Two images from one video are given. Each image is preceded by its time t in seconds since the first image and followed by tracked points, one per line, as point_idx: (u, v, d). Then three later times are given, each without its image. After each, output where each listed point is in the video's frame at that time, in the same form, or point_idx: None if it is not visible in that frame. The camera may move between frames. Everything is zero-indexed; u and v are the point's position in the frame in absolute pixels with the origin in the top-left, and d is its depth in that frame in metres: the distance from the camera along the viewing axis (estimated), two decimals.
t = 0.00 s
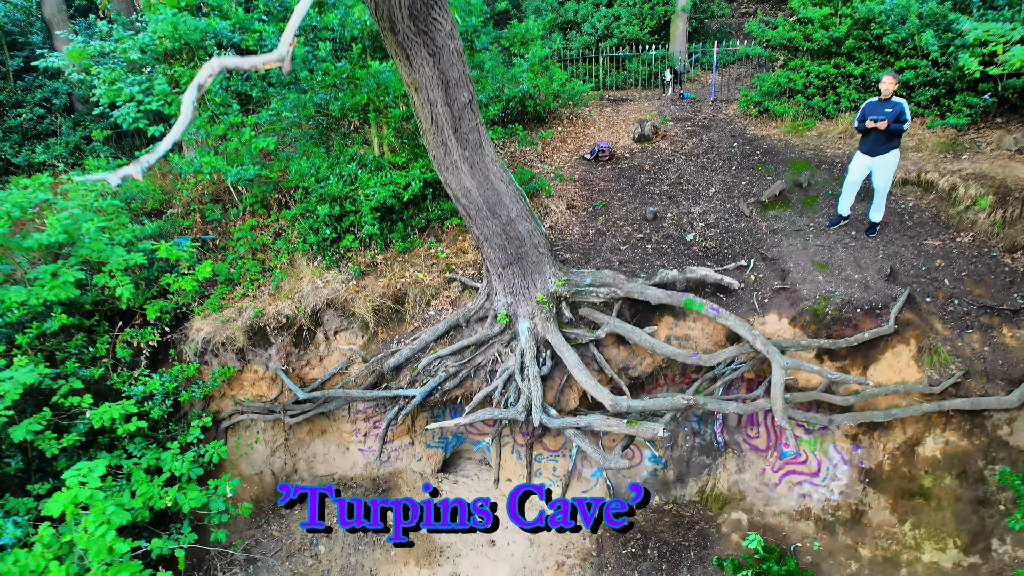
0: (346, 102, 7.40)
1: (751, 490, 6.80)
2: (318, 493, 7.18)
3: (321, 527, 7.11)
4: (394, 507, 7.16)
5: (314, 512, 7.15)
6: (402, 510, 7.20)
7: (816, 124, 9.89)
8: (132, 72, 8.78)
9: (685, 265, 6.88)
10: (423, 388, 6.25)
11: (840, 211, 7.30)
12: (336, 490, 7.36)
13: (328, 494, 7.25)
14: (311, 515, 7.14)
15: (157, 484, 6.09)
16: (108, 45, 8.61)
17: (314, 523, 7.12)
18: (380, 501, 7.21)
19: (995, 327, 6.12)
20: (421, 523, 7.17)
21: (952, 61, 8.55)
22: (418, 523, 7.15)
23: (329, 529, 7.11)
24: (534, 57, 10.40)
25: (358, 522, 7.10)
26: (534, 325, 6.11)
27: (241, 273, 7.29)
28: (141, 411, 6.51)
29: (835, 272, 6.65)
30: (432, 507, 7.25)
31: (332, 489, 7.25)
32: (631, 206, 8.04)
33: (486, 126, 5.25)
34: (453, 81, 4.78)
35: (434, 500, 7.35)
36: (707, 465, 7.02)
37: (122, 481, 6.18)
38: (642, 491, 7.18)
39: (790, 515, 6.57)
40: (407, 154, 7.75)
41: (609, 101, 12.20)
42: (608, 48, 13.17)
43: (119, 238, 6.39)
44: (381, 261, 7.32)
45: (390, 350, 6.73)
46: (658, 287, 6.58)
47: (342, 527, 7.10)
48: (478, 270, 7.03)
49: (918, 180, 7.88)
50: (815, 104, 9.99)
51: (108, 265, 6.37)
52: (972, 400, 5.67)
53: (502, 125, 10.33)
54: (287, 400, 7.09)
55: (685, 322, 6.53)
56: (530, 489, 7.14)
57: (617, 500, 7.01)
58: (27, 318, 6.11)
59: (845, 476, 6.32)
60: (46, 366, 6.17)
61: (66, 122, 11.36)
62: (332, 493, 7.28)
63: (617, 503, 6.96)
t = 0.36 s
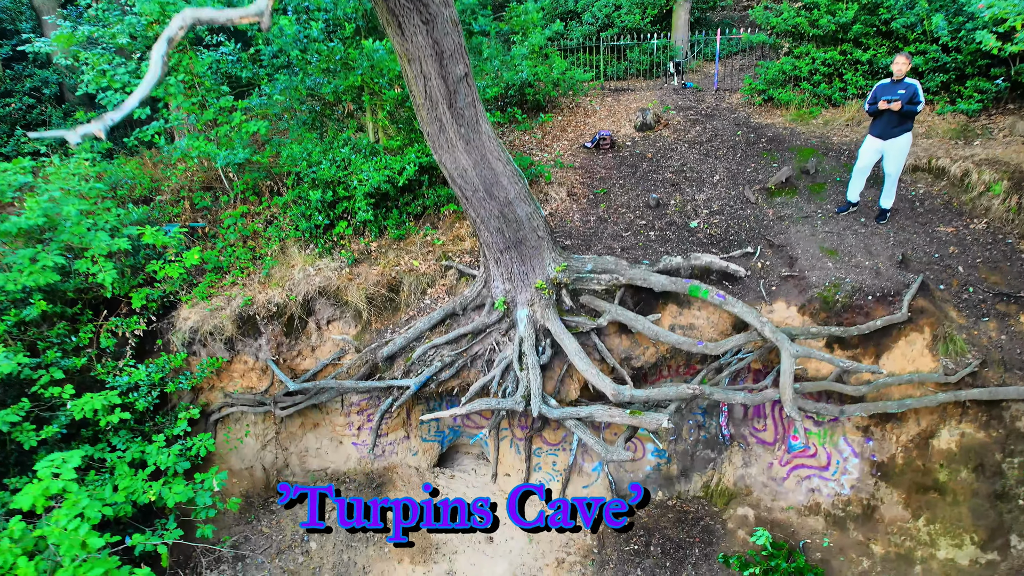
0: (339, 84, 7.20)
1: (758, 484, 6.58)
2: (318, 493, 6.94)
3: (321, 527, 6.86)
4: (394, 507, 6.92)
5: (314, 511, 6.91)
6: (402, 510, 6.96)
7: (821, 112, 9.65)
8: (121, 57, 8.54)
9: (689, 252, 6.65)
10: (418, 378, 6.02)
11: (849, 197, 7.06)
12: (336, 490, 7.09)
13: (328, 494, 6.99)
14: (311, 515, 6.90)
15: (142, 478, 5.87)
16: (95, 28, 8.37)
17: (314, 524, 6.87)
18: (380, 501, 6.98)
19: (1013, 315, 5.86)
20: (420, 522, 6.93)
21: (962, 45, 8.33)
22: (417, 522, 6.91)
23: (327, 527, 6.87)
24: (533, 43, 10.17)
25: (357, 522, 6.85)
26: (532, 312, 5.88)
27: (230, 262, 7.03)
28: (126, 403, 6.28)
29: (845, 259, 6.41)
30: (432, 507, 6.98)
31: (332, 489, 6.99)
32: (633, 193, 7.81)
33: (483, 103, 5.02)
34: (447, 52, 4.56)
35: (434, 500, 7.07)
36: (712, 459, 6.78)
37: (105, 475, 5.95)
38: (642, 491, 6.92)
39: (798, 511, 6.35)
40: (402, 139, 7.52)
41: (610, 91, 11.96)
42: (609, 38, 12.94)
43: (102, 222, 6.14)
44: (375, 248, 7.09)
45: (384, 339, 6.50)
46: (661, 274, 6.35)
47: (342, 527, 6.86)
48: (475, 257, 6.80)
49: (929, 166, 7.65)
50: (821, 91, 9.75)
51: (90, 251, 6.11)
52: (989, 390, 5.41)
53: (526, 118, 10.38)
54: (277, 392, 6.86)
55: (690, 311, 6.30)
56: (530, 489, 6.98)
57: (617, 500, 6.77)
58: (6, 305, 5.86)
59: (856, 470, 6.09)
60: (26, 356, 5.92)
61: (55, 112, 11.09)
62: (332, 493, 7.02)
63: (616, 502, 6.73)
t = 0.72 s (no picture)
0: (333, 66, 7.05)
1: (761, 474, 6.43)
2: (319, 493, 6.70)
3: (321, 528, 6.63)
4: (394, 507, 6.69)
5: (313, 511, 6.66)
6: (402, 510, 6.73)
7: (824, 100, 9.49)
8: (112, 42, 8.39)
9: (691, 236, 6.50)
10: (413, 364, 5.88)
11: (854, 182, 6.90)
12: (336, 489, 6.87)
13: (328, 495, 6.75)
14: (311, 514, 6.65)
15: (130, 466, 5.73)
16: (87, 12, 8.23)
17: (314, 523, 6.62)
18: (379, 500, 6.75)
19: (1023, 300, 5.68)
20: (421, 523, 6.70)
21: (969, 29, 8.17)
22: (418, 523, 6.69)
23: (327, 527, 6.63)
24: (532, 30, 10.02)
25: (356, 522, 6.62)
26: (530, 296, 5.72)
27: (222, 248, 6.88)
28: (114, 391, 6.12)
29: (850, 243, 6.26)
30: (432, 507, 6.71)
31: (332, 489, 6.75)
32: (634, 178, 7.68)
33: (478, 77, 4.88)
34: (441, 23, 4.43)
35: (434, 500, 6.80)
36: (714, 449, 6.64)
37: (92, 464, 5.79)
38: (642, 491, 6.72)
39: (803, 501, 6.20)
40: (398, 123, 7.38)
41: (610, 81, 11.82)
42: (609, 28, 12.79)
43: (89, 204, 5.97)
44: (370, 234, 6.94)
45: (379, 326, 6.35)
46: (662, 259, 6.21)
47: (342, 527, 6.62)
48: (472, 243, 6.66)
49: (935, 152, 7.51)
50: (824, 78, 9.58)
51: (76, 234, 5.94)
52: (1000, 375, 5.24)
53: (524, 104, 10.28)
54: (270, 379, 6.71)
55: (692, 296, 6.15)
56: (530, 490, 6.83)
57: (616, 499, 6.59)
58: None
59: (862, 459, 5.94)
60: (10, 342, 5.76)
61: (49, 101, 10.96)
62: (332, 493, 6.79)
63: (616, 502, 6.54)
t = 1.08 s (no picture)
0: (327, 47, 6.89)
1: (767, 464, 6.27)
2: (319, 493, 6.36)
3: (321, 528, 6.22)
4: (394, 506, 6.32)
5: (313, 511, 6.30)
6: (402, 510, 6.35)
7: (829, 87, 9.30)
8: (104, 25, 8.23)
9: (695, 220, 6.34)
10: (409, 349, 5.70)
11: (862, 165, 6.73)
12: (336, 489, 6.54)
13: (328, 494, 6.41)
14: (311, 514, 6.27)
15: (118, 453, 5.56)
16: None
17: (313, 523, 6.23)
18: (379, 500, 6.39)
19: None
20: (421, 523, 6.32)
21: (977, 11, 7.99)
22: (417, 523, 6.30)
23: (327, 527, 6.23)
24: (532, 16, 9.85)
25: (356, 522, 6.23)
26: (529, 279, 5.55)
27: (214, 233, 6.71)
28: (101, 377, 5.95)
29: (858, 226, 6.09)
30: (432, 507, 6.36)
31: (333, 489, 6.42)
32: (635, 163, 7.53)
33: (476, 49, 4.73)
34: None
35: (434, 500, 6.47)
36: (718, 438, 6.50)
37: (78, 453, 5.62)
38: (642, 491, 6.51)
39: (809, 491, 6.03)
40: (393, 107, 7.23)
41: (611, 70, 11.65)
42: (609, 17, 12.62)
43: (76, 184, 5.74)
44: (365, 218, 6.77)
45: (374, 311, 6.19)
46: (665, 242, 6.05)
47: (342, 526, 6.21)
48: (469, 227, 6.50)
49: (943, 136, 7.35)
50: (829, 64, 9.39)
51: (61, 216, 5.73)
52: (1015, 359, 5.07)
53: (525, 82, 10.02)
54: (262, 366, 6.54)
55: (695, 281, 6.02)
56: (530, 489, 6.63)
57: (616, 499, 6.42)
58: None
59: (871, 447, 5.77)
60: None
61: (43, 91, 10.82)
62: (332, 493, 6.45)
63: (616, 502, 6.38)
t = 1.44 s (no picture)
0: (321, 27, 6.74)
1: (771, 453, 6.11)
2: (318, 493, 6.09)
3: (321, 528, 5.96)
4: (394, 506, 6.08)
5: (313, 511, 6.04)
6: (402, 510, 6.11)
7: (833, 73, 9.13)
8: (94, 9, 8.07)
9: (697, 202, 6.19)
10: (404, 334, 5.54)
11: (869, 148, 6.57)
12: (336, 489, 6.22)
13: (328, 494, 6.12)
14: (311, 514, 6.01)
15: (105, 441, 5.40)
16: None
17: (313, 523, 5.97)
18: (379, 500, 6.13)
19: None
20: (420, 523, 6.08)
21: None
22: (417, 523, 6.06)
23: (327, 527, 5.96)
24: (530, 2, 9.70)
25: (357, 522, 5.98)
26: (528, 260, 5.39)
27: (205, 217, 6.55)
28: (88, 364, 5.78)
29: (865, 208, 5.94)
30: (432, 506, 6.14)
31: (332, 489, 6.12)
32: (636, 148, 7.38)
33: (471, 21, 4.62)
34: None
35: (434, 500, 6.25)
36: (721, 428, 6.34)
37: (63, 441, 5.46)
38: (643, 491, 6.26)
39: (816, 480, 5.87)
40: (389, 90, 7.08)
41: (611, 59, 11.49)
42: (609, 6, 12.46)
43: (61, 164, 5.58)
44: (360, 202, 6.61)
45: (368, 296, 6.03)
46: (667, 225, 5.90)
47: (342, 527, 5.96)
48: (466, 210, 6.34)
49: (951, 120, 7.20)
50: (833, 50, 9.22)
51: (46, 197, 5.57)
52: None
53: (524, 66, 9.78)
54: (254, 353, 6.39)
55: (698, 265, 5.87)
56: (530, 489, 6.37)
57: (616, 499, 6.22)
58: None
59: (879, 434, 5.61)
60: None
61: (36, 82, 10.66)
62: (332, 493, 6.15)
63: (616, 502, 6.19)
